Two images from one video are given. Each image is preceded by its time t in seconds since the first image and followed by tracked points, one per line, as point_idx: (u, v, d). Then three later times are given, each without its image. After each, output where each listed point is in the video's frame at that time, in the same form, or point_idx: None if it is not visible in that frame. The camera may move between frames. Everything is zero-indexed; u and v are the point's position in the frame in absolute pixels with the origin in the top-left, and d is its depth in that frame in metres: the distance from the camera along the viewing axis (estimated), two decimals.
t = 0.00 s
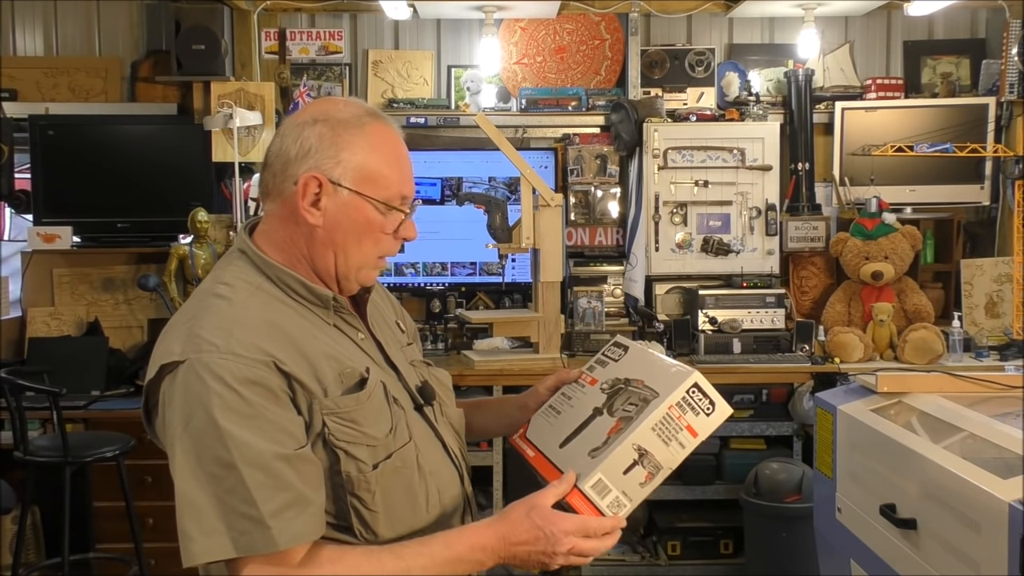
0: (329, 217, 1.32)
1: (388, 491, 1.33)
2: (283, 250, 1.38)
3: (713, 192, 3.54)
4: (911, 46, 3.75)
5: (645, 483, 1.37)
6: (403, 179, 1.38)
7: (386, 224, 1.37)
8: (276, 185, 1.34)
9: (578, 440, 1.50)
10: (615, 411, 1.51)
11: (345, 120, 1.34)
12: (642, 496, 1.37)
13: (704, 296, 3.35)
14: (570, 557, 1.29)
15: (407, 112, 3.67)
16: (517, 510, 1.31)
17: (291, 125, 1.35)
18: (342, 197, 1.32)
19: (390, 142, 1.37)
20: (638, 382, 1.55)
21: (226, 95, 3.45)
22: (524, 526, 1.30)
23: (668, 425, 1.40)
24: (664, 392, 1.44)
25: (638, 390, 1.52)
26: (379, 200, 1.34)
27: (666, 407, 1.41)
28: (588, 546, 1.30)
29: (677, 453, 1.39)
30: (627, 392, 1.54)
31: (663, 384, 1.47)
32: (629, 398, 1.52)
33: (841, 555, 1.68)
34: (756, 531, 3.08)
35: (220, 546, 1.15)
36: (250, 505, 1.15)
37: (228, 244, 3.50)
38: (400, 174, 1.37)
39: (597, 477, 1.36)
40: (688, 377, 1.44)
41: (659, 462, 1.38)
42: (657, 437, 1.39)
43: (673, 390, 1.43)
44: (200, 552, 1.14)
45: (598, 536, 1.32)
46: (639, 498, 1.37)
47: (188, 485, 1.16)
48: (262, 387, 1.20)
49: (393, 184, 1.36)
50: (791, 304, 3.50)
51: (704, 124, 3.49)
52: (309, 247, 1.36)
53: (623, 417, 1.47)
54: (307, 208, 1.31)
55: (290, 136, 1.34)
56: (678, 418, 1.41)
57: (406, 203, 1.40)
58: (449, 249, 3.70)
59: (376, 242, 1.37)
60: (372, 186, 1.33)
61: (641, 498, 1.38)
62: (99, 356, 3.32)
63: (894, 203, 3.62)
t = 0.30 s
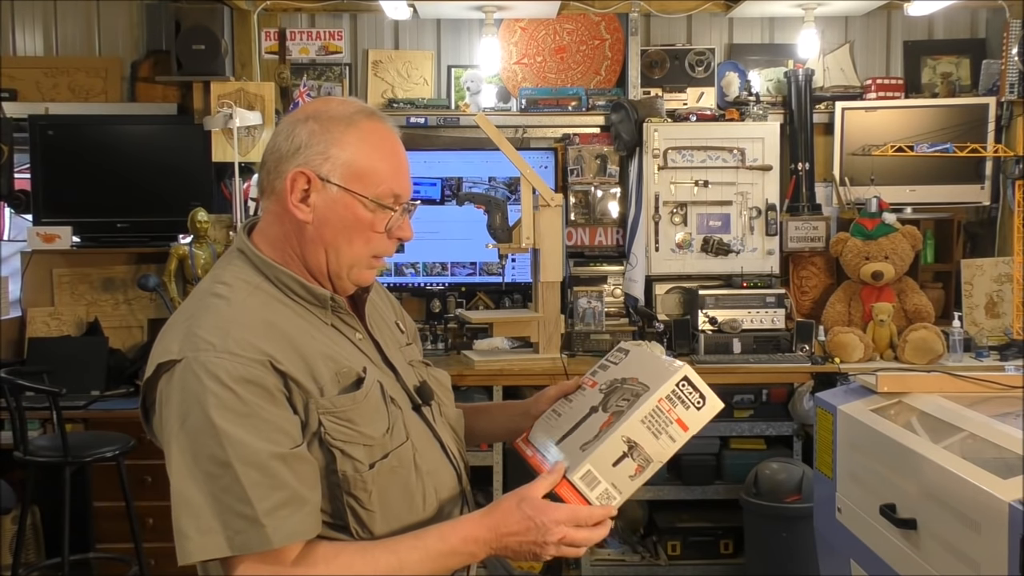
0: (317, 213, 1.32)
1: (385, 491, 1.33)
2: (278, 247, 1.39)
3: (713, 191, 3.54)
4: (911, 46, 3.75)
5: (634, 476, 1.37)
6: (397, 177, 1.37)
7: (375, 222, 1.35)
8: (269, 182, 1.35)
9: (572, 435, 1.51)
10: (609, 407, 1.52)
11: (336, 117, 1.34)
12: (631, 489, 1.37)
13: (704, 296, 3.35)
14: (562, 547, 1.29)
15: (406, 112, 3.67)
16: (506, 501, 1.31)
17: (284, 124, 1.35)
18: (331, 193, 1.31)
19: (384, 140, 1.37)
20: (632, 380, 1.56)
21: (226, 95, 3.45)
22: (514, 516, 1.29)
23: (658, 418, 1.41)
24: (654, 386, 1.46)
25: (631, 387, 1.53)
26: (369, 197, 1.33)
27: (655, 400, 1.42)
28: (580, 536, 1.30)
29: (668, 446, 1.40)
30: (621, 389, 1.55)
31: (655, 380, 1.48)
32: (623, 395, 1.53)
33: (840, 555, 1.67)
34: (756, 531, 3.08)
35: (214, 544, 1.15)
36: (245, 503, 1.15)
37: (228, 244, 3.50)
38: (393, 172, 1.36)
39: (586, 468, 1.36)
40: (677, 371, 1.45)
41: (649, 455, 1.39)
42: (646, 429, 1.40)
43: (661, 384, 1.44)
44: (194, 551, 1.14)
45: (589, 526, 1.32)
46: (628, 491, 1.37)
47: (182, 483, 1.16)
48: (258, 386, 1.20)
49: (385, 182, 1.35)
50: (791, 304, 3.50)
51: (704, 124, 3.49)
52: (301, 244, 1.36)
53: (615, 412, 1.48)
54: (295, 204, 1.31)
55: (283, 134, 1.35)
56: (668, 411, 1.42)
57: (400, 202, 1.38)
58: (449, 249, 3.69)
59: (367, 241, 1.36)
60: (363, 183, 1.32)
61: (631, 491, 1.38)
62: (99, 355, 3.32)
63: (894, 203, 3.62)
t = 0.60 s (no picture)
0: (317, 213, 1.32)
1: (383, 490, 1.33)
2: (278, 247, 1.39)
3: (713, 191, 3.54)
4: (911, 46, 3.75)
5: (634, 479, 1.37)
6: (396, 176, 1.37)
7: (374, 221, 1.35)
8: (268, 182, 1.35)
9: (571, 439, 1.51)
10: (606, 410, 1.52)
11: (335, 117, 1.34)
12: (632, 492, 1.37)
13: (704, 296, 3.35)
14: (562, 546, 1.29)
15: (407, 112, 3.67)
16: (506, 501, 1.32)
17: (284, 125, 1.36)
18: (331, 193, 1.31)
19: (383, 139, 1.37)
20: (629, 381, 1.56)
21: (226, 95, 3.45)
22: (509, 519, 1.30)
23: (656, 420, 1.40)
24: (652, 388, 1.45)
25: (629, 388, 1.53)
26: (368, 197, 1.33)
27: (653, 402, 1.41)
28: (579, 536, 1.30)
29: (666, 448, 1.39)
30: (619, 391, 1.55)
31: (652, 382, 1.48)
32: (621, 396, 1.53)
33: (840, 555, 1.67)
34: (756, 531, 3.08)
35: (211, 543, 1.15)
36: (243, 502, 1.15)
37: (228, 244, 3.50)
38: (391, 171, 1.36)
39: (586, 472, 1.36)
40: (674, 371, 1.45)
41: (648, 457, 1.38)
42: (644, 432, 1.39)
43: (658, 386, 1.43)
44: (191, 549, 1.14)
45: (589, 526, 1.32)
46: (628, 494, 1.37)
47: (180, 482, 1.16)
48: (257, 385, 1.20)
49: (383, 181, 1.35)
50: (791, 304, 3.50)
51: (704, 124, 3.49)
52: (301, 243, 1.36)
53: (613, 414, 1.48)
54: (295, 204, 1.31)
55: (282, 135, 1.35)
56: (666, 413, 1.41)
57: (399, 202, 1.38)
58: (449, 249, 3.69)
59: (367, 240, 1.36)
60: (362, 182, 1.32)
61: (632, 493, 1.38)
62: (99, 355, 3.32)
63: (894, 203, 3.62)
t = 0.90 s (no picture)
0: (316, 213, 1.32)
1: (384, 489, 1.34)
2: (278, 247, 1.39)
3: (713, 191, 3.54)
4: (911, 46, 3.75)
5: (645, 490, 1.37)
6: (395, 175, 1.36)
7: (374, 221, 1.35)
8: (268, 182, 1.35)
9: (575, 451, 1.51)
10: (609, 419, 1.52)
11: (334, 116, 1.34)
12: (644, 503, 1.37)
13: (704, 296, 3.35)
14: (572, 501, 1.25)
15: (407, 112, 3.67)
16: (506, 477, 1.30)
17: (283, 126, 1.36)
18: (329, 193, 1.31)
19: (383, 138, 1.36)
20: (630, 388, 1.56)
21: (226, 95, 3.45)
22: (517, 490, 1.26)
23: (664, 432, 1.41)
24: (657, 398, 1.46)
25: (631, 396, 1.53)
26: (367, 197, 1.33)
27: (660, 413, 1.42)
28: (589, 489, 1.26)
29: (675, 457, 1.40)
30: (620, 398, 1.55)
31: (657, 391, 1.48)
32: (623, 405, 1.53)
33: (840, 555, 1.67)
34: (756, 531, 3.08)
35: (216, 540, 1.15)
36: (248, 501, 1.15)
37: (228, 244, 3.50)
38: (390, 171, 1.36)
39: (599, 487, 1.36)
40: (679, 382, 1.47)
41: (658, 468, 1.39)
42: (653, 444, 1.40)
43: (665, 396, 1.44)
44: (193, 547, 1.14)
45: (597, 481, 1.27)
46: (641, 506, 1.37)
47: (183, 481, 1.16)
48: (260, 382, 1.20)
49: (382, 180, 1.34)
50: (791, 304, 3.50)
51: (704, 124, 3.49)
52: (300, 243, 1.36)
53: (618, 425, 1.48)
54: (294, 204, 1.31)
55: (282, 135, 1.35)
56: (672, 423, 1.42)
57: (398, 201, 1.38)
58: (449, 249, 3.69)
59: (366, 239, 1.36)
60: (360, 182, 1.32)
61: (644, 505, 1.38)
62: (99, 355, 3.32)
63: (894, 203, 3.62)
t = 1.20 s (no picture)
0: (316, 213, 1.32)
1: (386, 487, 1.34)
2: (278, 246, 1.39)
3: (714, 191, 3.54)
4: (911, 46, 3.75)
5: (646, 495, 1.40)
6: (395, 176, 1.36)
7: (374, 221, 1.35)
8: (269, 182, 1.35)
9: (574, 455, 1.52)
10: (608, 423, 1.53)
11: (335, 117, 1.33)
12: (644, 507, 1.40)
13: (704, 296, 3.35)
14: (583, 485, 1.30)
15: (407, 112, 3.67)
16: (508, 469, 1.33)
17: (283, 126, 1.36)
18: (329, 193, 1.31)
19: (383, 139, 1.36)
20: (629, 392, 1.57)
21: (226, 95, 3.45)
22: (529, 478, 1.30)
23: (665, 437, 1.44)
24: (657, 403, 1.48)
25: (630, 401, 1.54)
26: (367, 197, 1.33)
27: (660, 419, 1.45)
28: (597, 475, 1.31)
29: (676, 462, 1.42)
30: (619, 402, 1.56)
31: (657, 396, 1.50)
32: (622, 408, 1.55)
33: (840, 555, 1.67)
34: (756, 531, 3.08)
35: (224, 537, 1.15)
36: (257, 498, 1.15)
37: (228, 244, 3.50)
38: (390, 171, 1.36)
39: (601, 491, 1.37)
40: (680, 388, 1.48)
41: (658, 472, 1.41)
42: (654, 449, 1.42)
43: (666, 401, 1.47)
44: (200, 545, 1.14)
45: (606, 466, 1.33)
46: (640, 510, 1.40)
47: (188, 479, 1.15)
48: (265, 381, 1.20)
49: (383, 181, 1.34)
50: (791, 304, 3.50)
51: (704, 124, 3.49)
52: (301, 243, 1.36)
53: (618, 429, 1.50)
54: (294, 204, 1.31)
55: (282, 135, 1.36)
56: (673, 428, 1.45)
57: (399, 201, 1.38)
58: (449, 249, 3.69)
59: (366, 240, 1.36)
60: (361, 182, 1.32)
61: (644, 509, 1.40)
62: (99, 356, 3.32)
63: (894, 203, 3.62)
